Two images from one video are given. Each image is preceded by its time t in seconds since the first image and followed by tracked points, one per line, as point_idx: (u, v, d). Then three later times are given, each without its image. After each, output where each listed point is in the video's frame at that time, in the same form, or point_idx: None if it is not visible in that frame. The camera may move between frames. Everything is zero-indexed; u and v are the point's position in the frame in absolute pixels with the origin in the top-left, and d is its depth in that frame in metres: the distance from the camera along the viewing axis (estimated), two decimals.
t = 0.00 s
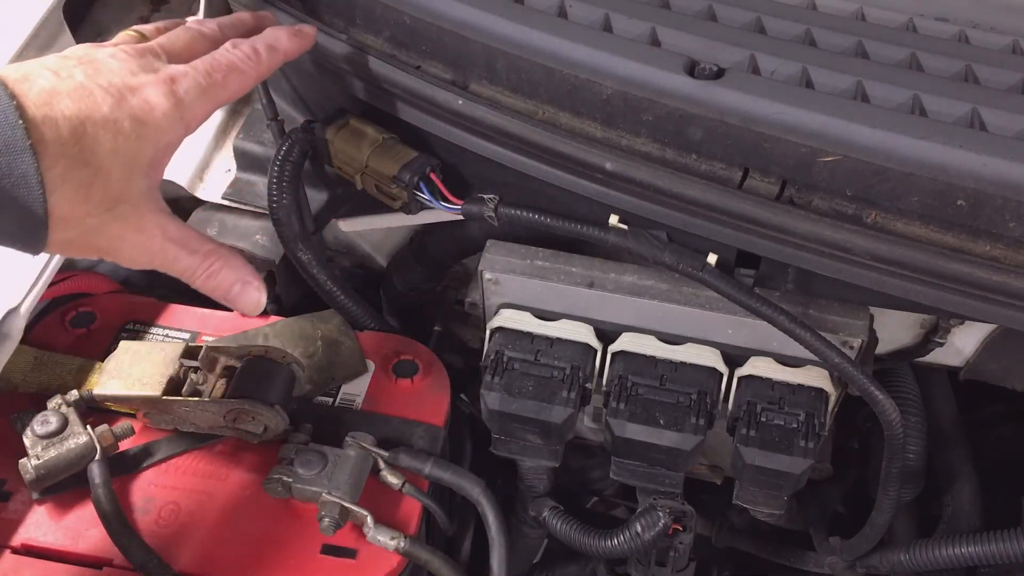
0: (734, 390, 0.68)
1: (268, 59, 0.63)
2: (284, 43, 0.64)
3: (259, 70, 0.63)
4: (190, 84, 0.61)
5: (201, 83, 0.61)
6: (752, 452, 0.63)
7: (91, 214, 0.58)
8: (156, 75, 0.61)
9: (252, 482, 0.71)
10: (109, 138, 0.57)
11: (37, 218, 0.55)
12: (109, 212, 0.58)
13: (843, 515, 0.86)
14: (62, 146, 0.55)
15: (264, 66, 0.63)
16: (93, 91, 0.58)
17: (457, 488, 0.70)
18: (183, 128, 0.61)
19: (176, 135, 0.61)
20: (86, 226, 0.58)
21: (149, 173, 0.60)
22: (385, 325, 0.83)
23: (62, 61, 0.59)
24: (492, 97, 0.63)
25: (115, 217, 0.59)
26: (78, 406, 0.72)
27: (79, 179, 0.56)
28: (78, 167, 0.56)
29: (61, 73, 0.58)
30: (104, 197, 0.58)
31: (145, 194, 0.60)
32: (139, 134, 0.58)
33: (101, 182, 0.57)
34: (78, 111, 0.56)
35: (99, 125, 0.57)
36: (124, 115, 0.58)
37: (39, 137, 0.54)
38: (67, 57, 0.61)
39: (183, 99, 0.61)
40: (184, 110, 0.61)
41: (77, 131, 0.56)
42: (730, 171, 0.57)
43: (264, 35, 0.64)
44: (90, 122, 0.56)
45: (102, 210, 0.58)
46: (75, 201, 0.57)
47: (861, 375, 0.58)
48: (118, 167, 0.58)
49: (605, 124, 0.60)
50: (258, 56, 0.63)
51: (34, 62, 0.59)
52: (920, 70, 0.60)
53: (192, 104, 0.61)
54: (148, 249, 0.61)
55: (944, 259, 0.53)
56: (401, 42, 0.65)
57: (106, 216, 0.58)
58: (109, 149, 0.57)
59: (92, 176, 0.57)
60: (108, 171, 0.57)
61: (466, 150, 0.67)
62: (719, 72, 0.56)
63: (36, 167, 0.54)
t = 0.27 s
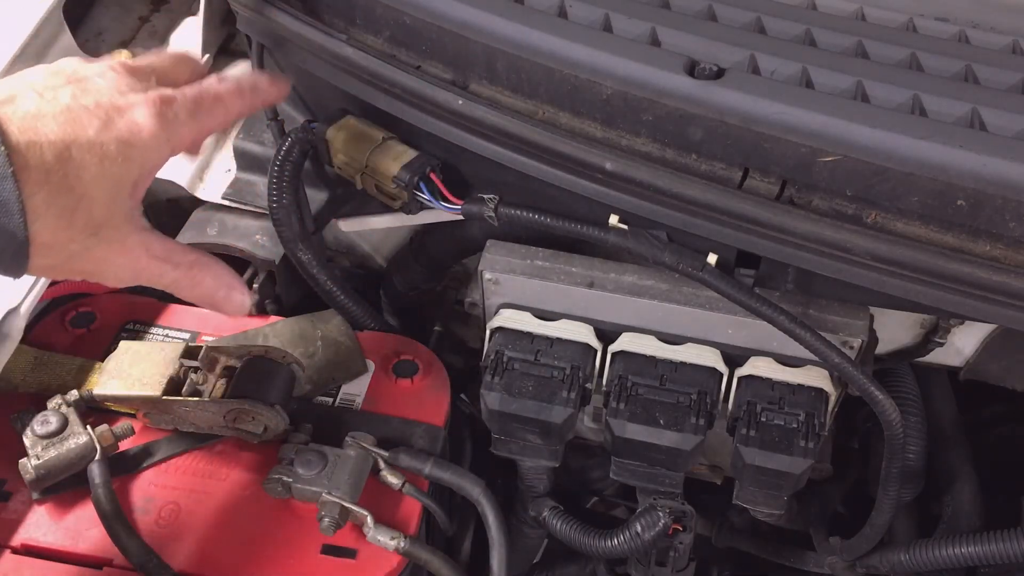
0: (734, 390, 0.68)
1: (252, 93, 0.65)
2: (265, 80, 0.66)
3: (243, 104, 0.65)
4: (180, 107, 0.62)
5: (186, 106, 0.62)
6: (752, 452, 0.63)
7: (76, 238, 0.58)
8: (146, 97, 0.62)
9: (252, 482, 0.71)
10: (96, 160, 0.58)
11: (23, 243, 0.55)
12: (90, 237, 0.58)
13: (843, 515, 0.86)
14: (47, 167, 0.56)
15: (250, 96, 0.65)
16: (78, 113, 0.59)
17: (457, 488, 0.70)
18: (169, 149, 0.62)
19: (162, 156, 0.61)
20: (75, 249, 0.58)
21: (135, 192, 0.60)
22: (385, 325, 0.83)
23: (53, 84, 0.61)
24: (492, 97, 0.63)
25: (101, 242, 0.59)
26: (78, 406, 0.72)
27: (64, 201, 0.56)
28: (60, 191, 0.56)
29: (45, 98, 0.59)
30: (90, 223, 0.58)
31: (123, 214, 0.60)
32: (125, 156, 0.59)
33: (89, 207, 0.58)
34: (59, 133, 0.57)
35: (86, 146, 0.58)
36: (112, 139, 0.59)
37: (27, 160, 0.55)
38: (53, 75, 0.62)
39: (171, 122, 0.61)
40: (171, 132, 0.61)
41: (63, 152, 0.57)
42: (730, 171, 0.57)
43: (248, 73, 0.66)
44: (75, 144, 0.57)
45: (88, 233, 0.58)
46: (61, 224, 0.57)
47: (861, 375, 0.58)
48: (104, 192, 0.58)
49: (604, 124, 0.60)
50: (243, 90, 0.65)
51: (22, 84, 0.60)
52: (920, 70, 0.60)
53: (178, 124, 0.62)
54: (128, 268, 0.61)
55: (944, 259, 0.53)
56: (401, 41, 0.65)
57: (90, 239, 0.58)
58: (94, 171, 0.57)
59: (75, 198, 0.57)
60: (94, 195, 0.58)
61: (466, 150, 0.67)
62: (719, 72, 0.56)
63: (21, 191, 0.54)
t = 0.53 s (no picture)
0: (734, 390, 0.68)
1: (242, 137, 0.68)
2: (254, 121, 0.69)
3: (233, 147, 0.67)
4: (175, 135, 0.64)
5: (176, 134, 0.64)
6: (752, 452, 0.63)
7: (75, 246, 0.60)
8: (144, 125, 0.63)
9: (252, 482, 0.71)
10: (102, 177, 0.59)
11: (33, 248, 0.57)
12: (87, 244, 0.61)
13: (843, 515, 0.86)
14: (59, 178, 0.57)
15: (244, 138, 0.68)
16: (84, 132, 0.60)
17: (457, 488, 0.70)
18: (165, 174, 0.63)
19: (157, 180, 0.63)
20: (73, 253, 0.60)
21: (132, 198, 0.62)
22: (385, 325, 0.83)
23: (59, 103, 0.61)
24: (492, 97, 0.63)
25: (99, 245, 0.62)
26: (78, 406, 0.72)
27: (75, 214, 0.59)
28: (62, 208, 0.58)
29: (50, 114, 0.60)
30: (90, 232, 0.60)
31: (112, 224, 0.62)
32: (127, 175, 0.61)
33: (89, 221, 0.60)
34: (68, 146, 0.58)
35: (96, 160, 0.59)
36: (117, 155, 0.60)
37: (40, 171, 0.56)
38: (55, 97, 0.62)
39: (169, 147, 0.63)
40: (165, 161, 0.63)
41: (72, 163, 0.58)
42: (730, 171, 0.57)
43: (242, 118, 0.68)
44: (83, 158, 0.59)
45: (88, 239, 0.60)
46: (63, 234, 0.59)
47: (861, 375, 0.58)
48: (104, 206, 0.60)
49: (604, 124, 0.60)
50: (234, 133, 0.67)
51: (27, 100, 0.60)
52: (920, 70, 0.60)
53: (175, 150, 0.63)
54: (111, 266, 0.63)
55: (945, 259, 0.53)
56: (401, 41, 0.65)
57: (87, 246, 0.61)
58: (98, 189, 0.59)
59: (77, 211, 0.59)
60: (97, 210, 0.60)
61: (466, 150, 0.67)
62: (719, 72, 0.57)
63: (35, 201, 0.56)
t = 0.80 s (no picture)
0: (734, 390, 0.68)
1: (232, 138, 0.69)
2: (240, 123, 0.70)
3: (225, 150, 0.68)
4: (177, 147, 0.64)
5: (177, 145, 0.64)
6: (752, 452, 0.63)
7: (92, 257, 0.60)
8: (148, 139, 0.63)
9: (252, 482, 0.71)
10: (120, 191, 0.60)
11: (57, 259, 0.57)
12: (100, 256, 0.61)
13: (843, 515, 0.86)
14: (83, 191, 0.57)
15: (233, 139, 0.69)
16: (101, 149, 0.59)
17: (457, 488, 0.70)
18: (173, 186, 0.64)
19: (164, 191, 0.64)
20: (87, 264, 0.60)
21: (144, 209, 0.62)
22: (385, 325, 0.83)
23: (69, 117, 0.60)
24: (492, 97, 0.63)
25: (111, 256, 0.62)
26: (78, 406, 0.72)
27: (94, 226, 0.59)
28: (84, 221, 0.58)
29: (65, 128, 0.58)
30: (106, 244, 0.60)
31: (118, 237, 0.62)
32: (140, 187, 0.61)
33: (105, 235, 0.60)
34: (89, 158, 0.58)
35: (115, 173, 0.59)
36: (130, 168, 0.60)
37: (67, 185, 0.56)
38: (53, 110, 0.61)
39: (175, 160, 0.64)
40: (170, 175, 0.64)
41: (94, 174, 0.58)
42: (730, 171, 0.57)
43: (229, 120, 0.70)
44: (104, 172, 0.58)
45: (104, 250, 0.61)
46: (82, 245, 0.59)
47: (861, 375, 0.58)
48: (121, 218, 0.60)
49: (604, 124, 0.60)
50: (225, 137, 0.68)
51: (39, 115, 0.59)
52: (920, 70, 0.60)
53: (179, 161, 0.64)
54: (117, 273, 0.63)
55: (944, 260, 0.53)
56: (401, 42, 0.65)
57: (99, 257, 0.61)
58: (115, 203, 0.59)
59: (98, 225, 0.59)
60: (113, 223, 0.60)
61: (466, 150, 0.67)
62: (719, 72, 0.57)
63: (61, 212, 0.55)
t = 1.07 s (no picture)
0: (734, 390, 0.68)
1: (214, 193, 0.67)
2: (224, 176, 0.68)
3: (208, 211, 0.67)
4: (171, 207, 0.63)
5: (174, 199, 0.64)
6: (752, 452, 0.63)
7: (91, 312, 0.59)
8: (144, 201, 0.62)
9: (252, 482, 0.71)
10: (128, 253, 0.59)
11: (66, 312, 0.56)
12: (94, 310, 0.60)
13: (843, 515, 0.86)
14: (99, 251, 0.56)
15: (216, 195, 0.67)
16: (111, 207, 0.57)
17: (457, 488, 0.70)
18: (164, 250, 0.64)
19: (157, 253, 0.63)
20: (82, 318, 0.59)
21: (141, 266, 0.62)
22: (385, 325, 0.83)
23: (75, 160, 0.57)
24: (492, 97, 0.63)
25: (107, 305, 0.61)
26: (78, 406, 0.72)
27: (103, 280, 0.58)
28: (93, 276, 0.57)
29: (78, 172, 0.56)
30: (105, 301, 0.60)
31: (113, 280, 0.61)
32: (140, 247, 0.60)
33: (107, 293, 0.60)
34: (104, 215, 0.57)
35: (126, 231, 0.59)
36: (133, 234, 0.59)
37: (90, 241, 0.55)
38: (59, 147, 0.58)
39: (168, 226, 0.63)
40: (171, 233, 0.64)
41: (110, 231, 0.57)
42: (730, 171, 0.57)
43: (213, 175, 0.67)
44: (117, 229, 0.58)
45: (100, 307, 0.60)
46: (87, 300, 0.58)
47: (861, 375, 0.58)
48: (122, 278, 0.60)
49: (604, 124, 0.60)
50: (212, 196, 0.67)
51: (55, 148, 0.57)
52: (920, 70, 0.60)
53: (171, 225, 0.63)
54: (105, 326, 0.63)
55: (944, 260, 0.53)
56: (401, 42, 0.65)
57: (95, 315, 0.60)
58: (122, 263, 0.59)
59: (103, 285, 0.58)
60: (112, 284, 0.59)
61: (466, 150, 0.67)
62: (719, 72, 0.56)
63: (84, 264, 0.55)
